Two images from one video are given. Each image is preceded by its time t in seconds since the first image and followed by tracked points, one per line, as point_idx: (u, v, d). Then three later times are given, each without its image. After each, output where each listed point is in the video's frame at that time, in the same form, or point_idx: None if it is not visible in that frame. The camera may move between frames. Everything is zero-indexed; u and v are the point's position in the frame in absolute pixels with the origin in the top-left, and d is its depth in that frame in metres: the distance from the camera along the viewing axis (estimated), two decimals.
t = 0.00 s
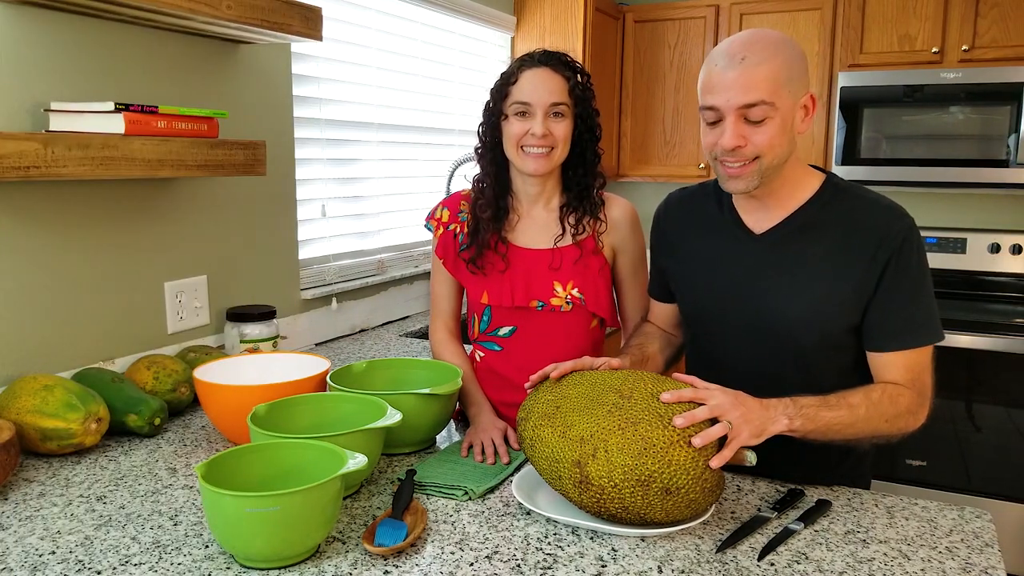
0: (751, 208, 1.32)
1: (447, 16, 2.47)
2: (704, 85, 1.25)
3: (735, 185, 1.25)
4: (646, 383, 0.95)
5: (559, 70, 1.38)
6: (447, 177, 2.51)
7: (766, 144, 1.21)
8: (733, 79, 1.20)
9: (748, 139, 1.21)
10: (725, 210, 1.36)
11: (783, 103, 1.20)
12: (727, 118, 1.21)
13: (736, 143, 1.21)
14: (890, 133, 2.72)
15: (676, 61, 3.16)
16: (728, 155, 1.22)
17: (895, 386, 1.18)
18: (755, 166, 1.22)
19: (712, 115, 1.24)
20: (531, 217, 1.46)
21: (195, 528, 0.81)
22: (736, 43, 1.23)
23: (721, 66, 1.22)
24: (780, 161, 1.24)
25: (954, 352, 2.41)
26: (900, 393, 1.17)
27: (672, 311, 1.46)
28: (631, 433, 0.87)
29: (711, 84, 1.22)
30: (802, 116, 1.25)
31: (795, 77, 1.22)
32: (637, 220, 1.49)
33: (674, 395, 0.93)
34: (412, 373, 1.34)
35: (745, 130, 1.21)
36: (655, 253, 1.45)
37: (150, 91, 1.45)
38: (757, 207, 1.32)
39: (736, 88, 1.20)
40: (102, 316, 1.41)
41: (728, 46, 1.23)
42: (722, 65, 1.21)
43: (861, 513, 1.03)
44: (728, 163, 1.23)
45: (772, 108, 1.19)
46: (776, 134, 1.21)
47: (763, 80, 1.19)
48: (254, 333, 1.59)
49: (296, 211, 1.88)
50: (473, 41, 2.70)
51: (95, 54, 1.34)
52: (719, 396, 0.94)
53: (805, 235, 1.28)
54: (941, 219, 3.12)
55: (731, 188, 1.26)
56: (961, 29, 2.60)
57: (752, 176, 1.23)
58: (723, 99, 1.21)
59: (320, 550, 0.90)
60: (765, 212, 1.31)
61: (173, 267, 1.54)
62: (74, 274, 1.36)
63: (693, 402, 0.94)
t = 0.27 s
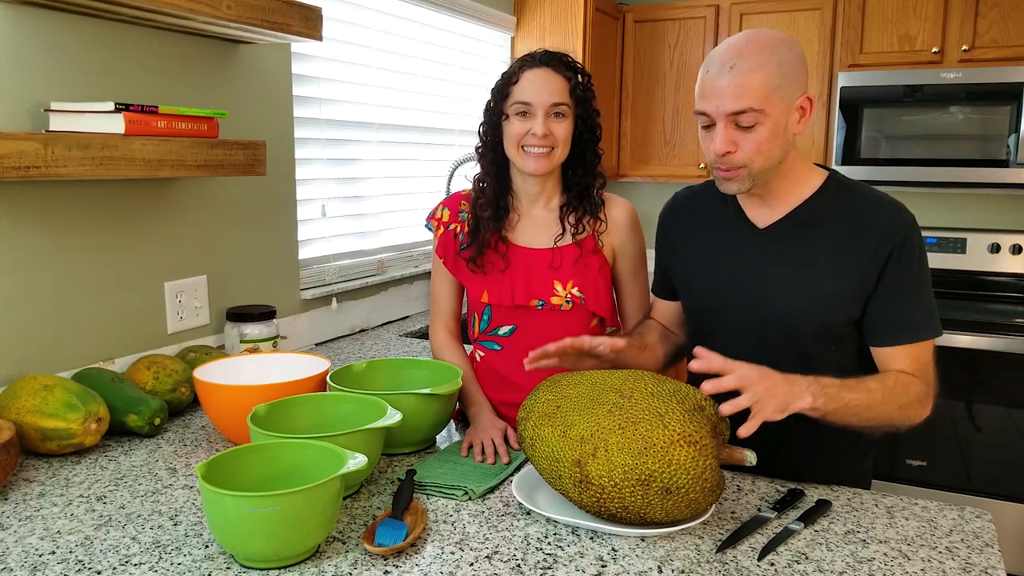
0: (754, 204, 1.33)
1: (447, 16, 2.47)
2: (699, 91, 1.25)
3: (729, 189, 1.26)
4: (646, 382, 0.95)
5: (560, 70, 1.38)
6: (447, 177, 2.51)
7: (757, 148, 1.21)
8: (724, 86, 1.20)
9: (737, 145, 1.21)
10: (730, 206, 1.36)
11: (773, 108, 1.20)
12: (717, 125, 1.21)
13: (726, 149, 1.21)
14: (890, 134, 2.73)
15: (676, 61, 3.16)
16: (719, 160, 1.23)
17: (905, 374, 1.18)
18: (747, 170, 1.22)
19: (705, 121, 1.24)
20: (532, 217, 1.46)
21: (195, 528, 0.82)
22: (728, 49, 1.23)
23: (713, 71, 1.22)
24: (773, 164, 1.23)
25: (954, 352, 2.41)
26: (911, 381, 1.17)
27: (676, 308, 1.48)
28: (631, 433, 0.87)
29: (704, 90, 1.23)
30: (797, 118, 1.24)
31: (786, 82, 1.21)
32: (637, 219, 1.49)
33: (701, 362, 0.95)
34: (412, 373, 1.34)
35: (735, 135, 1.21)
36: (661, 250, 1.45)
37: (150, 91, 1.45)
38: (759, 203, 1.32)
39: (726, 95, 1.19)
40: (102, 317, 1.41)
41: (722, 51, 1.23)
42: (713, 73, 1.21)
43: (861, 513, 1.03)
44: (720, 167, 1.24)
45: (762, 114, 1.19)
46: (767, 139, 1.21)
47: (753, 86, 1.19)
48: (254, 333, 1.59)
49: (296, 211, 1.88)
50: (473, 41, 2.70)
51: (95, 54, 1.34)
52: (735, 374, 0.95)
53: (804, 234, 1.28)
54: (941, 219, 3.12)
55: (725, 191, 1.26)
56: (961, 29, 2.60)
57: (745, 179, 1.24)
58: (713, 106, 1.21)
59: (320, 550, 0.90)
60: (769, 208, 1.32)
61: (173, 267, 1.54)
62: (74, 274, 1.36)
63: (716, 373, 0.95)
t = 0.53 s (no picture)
0: (755, 202, 1.33)
1: (447, 16, 2.47)
2: (709, 78, 1.29)
3: (746, 175, 1.26)
4: (646, 382, 0.95)
5: (562, 70, 1.38)
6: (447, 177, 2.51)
7: (774, 128, 1.23)
8: (740, 67, 1.24)
9: (756, 125, 1.23)
10: (730, 206, 1.36)
11: (786, 90, 1.24)
12: (735, 104, 1.24)
13: (745, 127, 1.23)
14: (890, 134, 2.72)
15: (676, 61, 3.16)
16: (738, 140, 1.24)
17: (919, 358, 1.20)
18: (765, 151, 1.24)
19: (720, 105, 1.27)
20: (532, 217, 1.46)
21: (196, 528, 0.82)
22: (737, 37, 1.28)
23: (725, 58, 1.26)
24: (787, 148, 1.26)
25: (954, 352, 2.41)
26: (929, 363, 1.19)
27: (677, 309, 1.48)
28: (631, 433, 0.87)
29: (718, 74, 1.26)
30: (800, 109, 1.28)
31: (795, 67, 1.26)
32: (636, 219, 1.49)
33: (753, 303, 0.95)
34: (412, 373, 1.34)
35: (753, 115, 1.24)
36: (662, 249, 1.45)
37: (150, 91, 1.45)
38: (759, 200, 1.33)
39: (745, 74, 1.23)
40: (102, 317, 1.42)
41: (730, 41, 1.28)
42: (728, 56, 1.25)
43: (861, 513, 1.03)
44: (738, 149, 1.25)
45: (778, 94, 1.23)
46: (782, 120, 1.24)
47: (767, 68, 1.23)
48: (254, 333, 1.59)
49: (296, 211, 1.88)
50: (473, 41, 2.70)
51: (95, 55, 1.34)
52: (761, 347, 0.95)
53: (804, 234, 1.28)
54: (941, 219, 3.12)
55: (740, 177, 1.27)
56: (961, 29, 2.60)
57: (761, 162, 1.25)
58: (731, 85, 1.24)
59: (320, 550, 0.90)
60: (769, 205, 1.32)
61: (173, 267, 1.54)
62: (74, 273, 1.36)
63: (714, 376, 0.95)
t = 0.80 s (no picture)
0: (755, 200, 1.33)
1: (447, 16, 2.47)
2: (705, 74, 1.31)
3: (739, 166, 1.28)
4: (646, 382, 0.95)
5: (562, 71, 1.38)
6: (447, 178, 2.51)
7: (766, 120, 1.25)
8: (732, 61, 1.26)
9: (748, 117, 1.25)
10: (731, 206, 1.36)
11: (779, 83, 1.25)
12: (727, 96, 1.25)
13: (736, 119, 1.25)
14: (890, 134, 2.72)
15: (676, 61, 3.16)
16: (730, 132, 1.26)
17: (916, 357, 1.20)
18: (757, 143, 1.25)
19: (713, 99, 1.29)
20: (533, 217, 1.46)
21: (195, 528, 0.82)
22: (732, 35, 1.30)
23: (719, 53, 1.28)
24: (782, 142, 1.27)
25: (954, 352, 2.41)
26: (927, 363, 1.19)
27: (677, 310, 1.48)
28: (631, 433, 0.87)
29: (712, 69, 1.28)
30: (797, 105, 1.29)
31: (788, 64, 1.28)
32: (637, 218, 1.49)
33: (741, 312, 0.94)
34: (412, 373, 1.34)
35: (745, 107, 1.25)
36: (663, 249, 1.45)
37: (150, 92, 1.45)
38: (759, 199, 1.33)
39: (735, 67, 1.25)
40: (102, 316, 1.42)
41: (726, 39, 1.30)
42: (721, 51, 1.28)
43: (861, 513, 1.02)
44: (731, 141, 1.27)
45: (770, 87, 1.25)
46: (775, 113, 1.25)
47: (759, 61, 1.25)
48: (254, 333, 1.59)
49: (295, 211, 1.87)
50: (473, 41, 2.69)
51: (95, 55, 1.35)
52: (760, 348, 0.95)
53: (805, 234, 1.28)
54: (941, 219, 3.12)
55: (734, 170, 1.29)
56: (961, 29, 2.60)
57: (754, 154, 1.27)
58: (723, 78, 1.26)
59: (320, 550, 0.90)
60: (770, 204, 1.32)
61: (173, 267, 1.54)
62: (74, 273, 1.36)
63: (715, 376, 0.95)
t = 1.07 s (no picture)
0: (753, 200, 1.33)
1: (447, 16, 2.47)
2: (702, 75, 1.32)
3: (734, 164, 1.29)
4: (646, 382, 0.95)
5: (562, 72, 1.38)
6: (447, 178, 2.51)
7: (760, 120, 1.25)
8: (725, 62, 1.26)
9: (741, 116, 1.25)
10: (730, 206, 1.36)
11: (773, 83, 1.25)
12: (720, 96, 1.26)
13: (729, 119, 1.25)
14: (890, 134, 2.72)
15: (676, 61, 3.16)
16: (724, 132, 1.26)
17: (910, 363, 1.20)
18: (750, 142, 1.26)
19: (708, 99, 1.29)
20: (535, 217, 1.46)
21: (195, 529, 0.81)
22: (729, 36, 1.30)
23: (714, 54, 1.29)
24: (777, 141, 1.27)
25: (954, 352, 2.41)
26: (918, 368, 1.20)
27: (676, 310, 1.48)
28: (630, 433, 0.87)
29: (707, 70, 1.29)
30: (794, 104, 1.29)
31: (784, 63, 1.27)
32: (637, 218, 1.49)
33: (719, 341, 0.93)
34: (412, 373, 1.34)
35: (738, 107, 1.25)
36: (663, 249, 1.45)
37: (150, 92, 1.45)
38: (758, 199, 1.32)
39: (729, 68, 1.26)
40: (102, 316, 1.42)
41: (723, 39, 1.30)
42: (716, 52, 1.28)
43: (862, 513, 1.02)
44: (725, 141, 1.27)
45: (763, 86, 1.25)
46: (769, 112, 1.25)
47: (753, 61, 1.25)
48: (254, 334, 1.59)
49: (295, 212, 1.87)
50: (473, 41, 2.69)
51: (95, 56, 1.35)
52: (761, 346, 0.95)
53: (804, 234, 1.28)
54: (941, 219, 3.12)
55: (730, 168, 1.29)
56: (961, 29, 2.60)
57: (749, 153, 1.27)
58: (717, 79, 1.27)
59: (320, 551, 0.90)
60: (769, 203, 1.32)
61: (173, 267, 1.55)
62: (74, 273, 1.36)
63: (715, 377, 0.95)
